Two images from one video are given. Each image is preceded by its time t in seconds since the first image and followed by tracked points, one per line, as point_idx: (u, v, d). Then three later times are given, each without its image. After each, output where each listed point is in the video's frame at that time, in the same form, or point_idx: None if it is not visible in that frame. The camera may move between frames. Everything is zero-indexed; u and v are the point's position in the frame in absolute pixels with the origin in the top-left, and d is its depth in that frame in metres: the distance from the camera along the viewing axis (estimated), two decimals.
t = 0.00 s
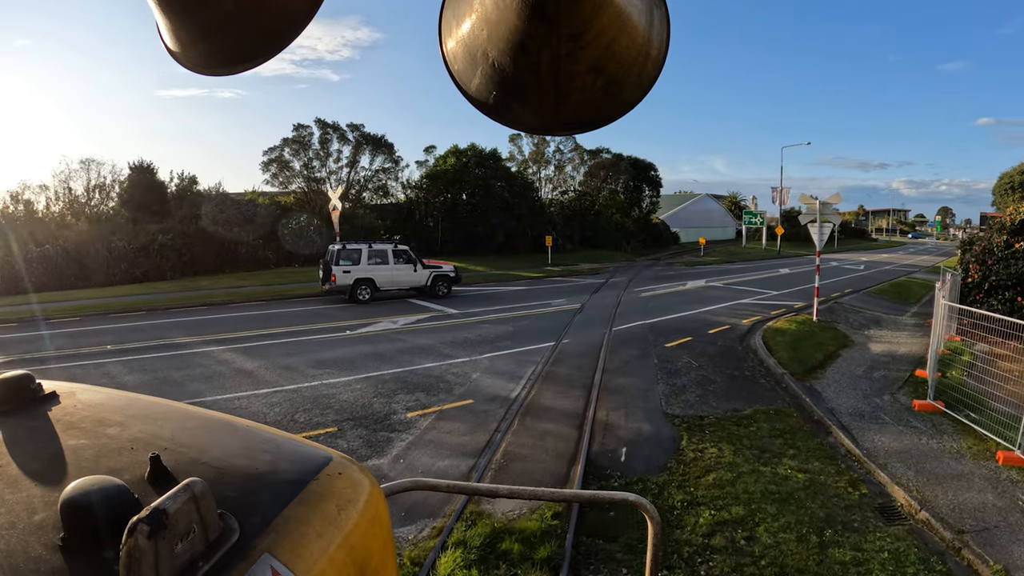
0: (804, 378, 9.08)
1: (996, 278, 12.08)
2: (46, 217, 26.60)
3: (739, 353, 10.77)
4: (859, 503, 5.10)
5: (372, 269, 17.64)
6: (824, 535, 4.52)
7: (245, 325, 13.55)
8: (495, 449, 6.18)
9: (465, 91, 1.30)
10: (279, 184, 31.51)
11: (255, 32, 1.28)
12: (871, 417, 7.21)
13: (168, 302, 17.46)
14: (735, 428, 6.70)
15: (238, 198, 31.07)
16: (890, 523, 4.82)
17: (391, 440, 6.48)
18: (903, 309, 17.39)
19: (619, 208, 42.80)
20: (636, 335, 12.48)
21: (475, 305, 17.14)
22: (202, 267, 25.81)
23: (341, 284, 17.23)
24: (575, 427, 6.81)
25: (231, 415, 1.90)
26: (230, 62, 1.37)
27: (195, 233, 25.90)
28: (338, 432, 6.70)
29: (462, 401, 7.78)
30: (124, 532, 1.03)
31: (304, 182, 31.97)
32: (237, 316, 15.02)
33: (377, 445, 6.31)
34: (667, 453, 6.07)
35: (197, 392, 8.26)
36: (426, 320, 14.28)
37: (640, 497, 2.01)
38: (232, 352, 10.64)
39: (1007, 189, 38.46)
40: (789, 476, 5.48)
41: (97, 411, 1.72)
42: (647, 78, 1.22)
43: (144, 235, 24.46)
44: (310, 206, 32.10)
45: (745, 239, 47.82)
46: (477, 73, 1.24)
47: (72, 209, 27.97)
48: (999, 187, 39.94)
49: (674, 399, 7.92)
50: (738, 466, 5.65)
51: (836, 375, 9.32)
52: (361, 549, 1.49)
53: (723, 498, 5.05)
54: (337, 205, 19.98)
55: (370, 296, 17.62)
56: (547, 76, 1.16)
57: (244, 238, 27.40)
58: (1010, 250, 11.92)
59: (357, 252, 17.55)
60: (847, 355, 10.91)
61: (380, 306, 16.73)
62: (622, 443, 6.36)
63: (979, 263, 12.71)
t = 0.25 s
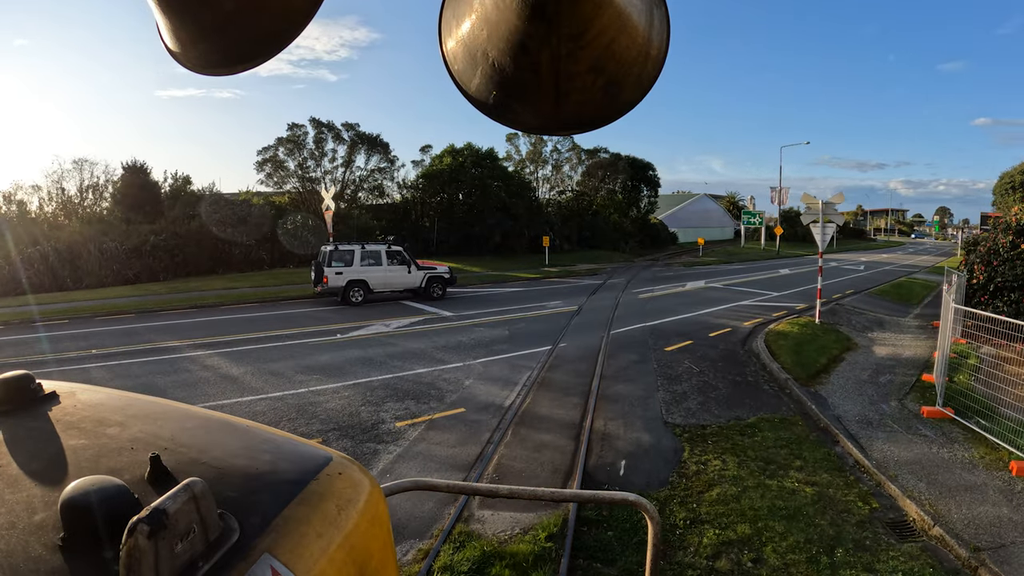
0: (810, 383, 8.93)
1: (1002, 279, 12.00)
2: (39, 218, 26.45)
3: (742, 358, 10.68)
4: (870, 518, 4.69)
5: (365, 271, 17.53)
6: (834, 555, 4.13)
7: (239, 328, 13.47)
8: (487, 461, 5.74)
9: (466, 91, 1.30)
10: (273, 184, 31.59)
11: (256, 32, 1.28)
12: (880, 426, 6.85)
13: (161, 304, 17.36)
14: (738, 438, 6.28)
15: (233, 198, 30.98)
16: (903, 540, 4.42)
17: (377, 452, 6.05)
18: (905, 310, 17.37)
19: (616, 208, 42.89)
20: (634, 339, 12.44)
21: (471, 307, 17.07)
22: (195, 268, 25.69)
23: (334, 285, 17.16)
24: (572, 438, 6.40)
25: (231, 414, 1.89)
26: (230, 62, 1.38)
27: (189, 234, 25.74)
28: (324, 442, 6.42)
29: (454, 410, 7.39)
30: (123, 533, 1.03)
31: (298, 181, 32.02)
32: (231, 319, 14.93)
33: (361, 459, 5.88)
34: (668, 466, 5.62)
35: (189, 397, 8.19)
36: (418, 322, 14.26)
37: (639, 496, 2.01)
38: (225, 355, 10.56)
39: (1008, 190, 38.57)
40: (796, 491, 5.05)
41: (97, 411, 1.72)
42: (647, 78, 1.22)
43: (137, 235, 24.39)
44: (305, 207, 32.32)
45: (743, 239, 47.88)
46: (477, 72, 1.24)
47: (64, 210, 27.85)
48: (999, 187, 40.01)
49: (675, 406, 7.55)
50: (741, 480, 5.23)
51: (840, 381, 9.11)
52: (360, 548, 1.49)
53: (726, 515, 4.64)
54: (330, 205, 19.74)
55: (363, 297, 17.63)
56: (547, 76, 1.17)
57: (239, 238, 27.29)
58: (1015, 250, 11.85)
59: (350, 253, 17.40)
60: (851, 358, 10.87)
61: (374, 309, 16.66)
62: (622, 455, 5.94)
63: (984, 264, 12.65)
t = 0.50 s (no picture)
0: (813, 388, 8.92)
1: (1008, 280, 11.95)
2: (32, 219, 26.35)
3: (745, 362, 10.63)
4: (880, 533, 4.64)
5: (359, 272, 17.55)
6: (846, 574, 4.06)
7: (234, 330, 13.42)
8: (479, 474, 5.71)
9: (465, 90, 1.30)
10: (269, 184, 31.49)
11: (256, 32, 1.28)
12: (887, 434, 6.83)
13: (155, 305, 17.30)
14: (743, 447, 6.26)
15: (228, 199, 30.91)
16: (915, 556, 4.36)
17: (368, 463, 6.08)
18: (908, 311, 17.40)
19: (615, 208, 43.45)
20: (633, 342, 12.44)
21: (469, 309, 17.06)
22: (188, 269, 25.63)
23: (326, 287, 17.13)
24: (568, 449, 6.35)
25: (231, 414, 1.89)
26: (230, 62, 1.38)
27: (183, 235, 25.53)
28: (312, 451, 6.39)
29: (446, 418, 7.35)
30: (123, 533, 1.03)
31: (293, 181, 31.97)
32: (226, 321, 14.88)
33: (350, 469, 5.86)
34: (670, 479, 5.57)
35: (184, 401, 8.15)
36: (411, 325, 14.25)
37: (639, 496, 2.01)
38: (219, 360, 10.52)
39: (1009, 190, 38.74)
40: (804, 505, 4.99)
41: (97, 411, 1.72)
42: (647, 78, 1.22)
43: (131, 236, 24.31)
44: (300, 207, 32.19)
45: (742, 239, 47.96)
46: (477, 73, 1.24)
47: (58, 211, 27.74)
48: (1000, 187, 40.10)
49: (675, 413, 7.54)
50: (747, 494, 5.18)
51: (845, 386, 9.08)
52: (360, 548, 1.50)
53: (732, 532, 4.57)
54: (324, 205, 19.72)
55: (356, 299, 17.62)
56: (547, 76, 1.17)
57: (233, 239, 27.26)
58: (1020, 252, 11.79)
59: (343, 254, 17.42)
60: (855, 362, 10.88)
61: (369, 311, 16.63)
62: (621, 468, 5.91)
63: (989, 265, 12.64)
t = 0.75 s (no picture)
0: (818, 392, 8.91)
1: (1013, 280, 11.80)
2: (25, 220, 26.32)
3: (748, 367, 10.59)
4: (891, 548, 4.57)
5: (352, 273, 17.52)
6: None
7: (229, 333, 13.38)
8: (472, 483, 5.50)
9: (465, 90, 1.30)
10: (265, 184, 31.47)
11: (256, 31, 1.28)
12: (894, 442, 6.80)
13: (149, 307, 17.26)
14: (746, 458, 6.21)
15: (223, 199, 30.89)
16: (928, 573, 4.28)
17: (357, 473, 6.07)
18: (911, 312, 17.37)
19: (612, 208, 43.87)
20: (631, 345, 12.43)
21: (465, 311, 17.05)
22: (182, 270, 25.32)
23: (319, 288, 17.10)
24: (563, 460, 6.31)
25: (231, 414, 1.89)
26: (230, 62, 1.38)
27: (178, 236, 25.23)
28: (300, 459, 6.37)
29: (437, 427, 7.32)
30: (123, 534, 1.03)
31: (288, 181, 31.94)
32: (221, 323, 14.85)
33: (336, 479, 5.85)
34: (671, 492, 5.50)
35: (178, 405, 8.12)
36: (405, 328, 14.23)
37: (639, 496, 2.01)
38: (214, 364, 10.50)
39: (1009, 189, 38.80)
40: (811, 519, 4.92)
41: (97, 411, 1.71)
42: (647, 78, 1.22)
43: (124, 236, 24.18)
44: (296, 207, 32.20)
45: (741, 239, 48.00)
46: (476, 73, 1.24)
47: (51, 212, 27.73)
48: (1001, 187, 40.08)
49: (676, 422, 7.52)
50: (752, 507, 5.11)
51: (850, 391, 9.06)
52: (360, 548, 1.50)
53: (738, 549, 4.48)
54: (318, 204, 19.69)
55: (349, 301, 17.55)
56: (547, 77, 1.17)
57: (228, 241, 27.20)
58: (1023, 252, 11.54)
59: (335, 255, 17.42)
60: (859, 365, 10.88)
61: (365, 313, 16.63)
62: (620, 480, 5.84)
63: (994, 264, 12.53)
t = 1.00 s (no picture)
0: (823, 398, 8.90)
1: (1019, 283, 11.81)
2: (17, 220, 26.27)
3: (751, 372, 10.56)
4: (905, 568, 4.55)
5: (345, 274, 17.45)
6: None
7: (222, 337, 13.35)
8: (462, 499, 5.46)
9: (465, 90, 1.30)
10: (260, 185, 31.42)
11: (257, 31, 1.28)
12: (902, 452, 6.80)
13: (141, 309, 17.22)
14: (752, 470, 6.21)
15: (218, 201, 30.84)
16: None
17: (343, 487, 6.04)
18: (914, 314, 17.38)
19: (611, 208, 43.87)
20: (630, 349, 12.42)
21: (461, 314, 17.04)
22: (174, 272, 25.49)
23: (311, 290, 17.02)
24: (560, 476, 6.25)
25: (231, 414, 1.89)
26: (230, 62, 1.38)
27: (169, 236, 25.55)
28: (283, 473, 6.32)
29: (426, 438, 7.27)
30: (123, 534, 1.03)
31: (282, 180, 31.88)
32: (215, 326, 14.82)
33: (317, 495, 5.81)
34: (673, 508, 5.46)
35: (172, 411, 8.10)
36: (399, 332, 14.21)
37: (639, 496, 2.02)
38: (207, 370, 10.44)
39: (1008, 189, 38.89)
40: (822, 537, 4.90)
41: (97, 411, 1.71)
42: (647, 78, 1.23)
43: (115, 237, 24.29)
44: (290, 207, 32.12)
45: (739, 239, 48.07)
46: (476, 72, 1.25)
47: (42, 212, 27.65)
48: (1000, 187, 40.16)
49: (677, 431, 7.53)
50: (759, 524, 5.08)
51: (856, 397, 9.06)
52: (360, 548, 1.50)
53: (747, 571, 4.44)
54: (311, 205, 19.67)
55: (341, 303, 17.47)
56: (547, 76, 1.17)
57: (221, 242, 27.23)
58: None
59: (327, 256, 17.41)
60: (864, 369, 10.88)
61: (359, 316, 16.59)
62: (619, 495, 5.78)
63: (999, 268, 12.58)
